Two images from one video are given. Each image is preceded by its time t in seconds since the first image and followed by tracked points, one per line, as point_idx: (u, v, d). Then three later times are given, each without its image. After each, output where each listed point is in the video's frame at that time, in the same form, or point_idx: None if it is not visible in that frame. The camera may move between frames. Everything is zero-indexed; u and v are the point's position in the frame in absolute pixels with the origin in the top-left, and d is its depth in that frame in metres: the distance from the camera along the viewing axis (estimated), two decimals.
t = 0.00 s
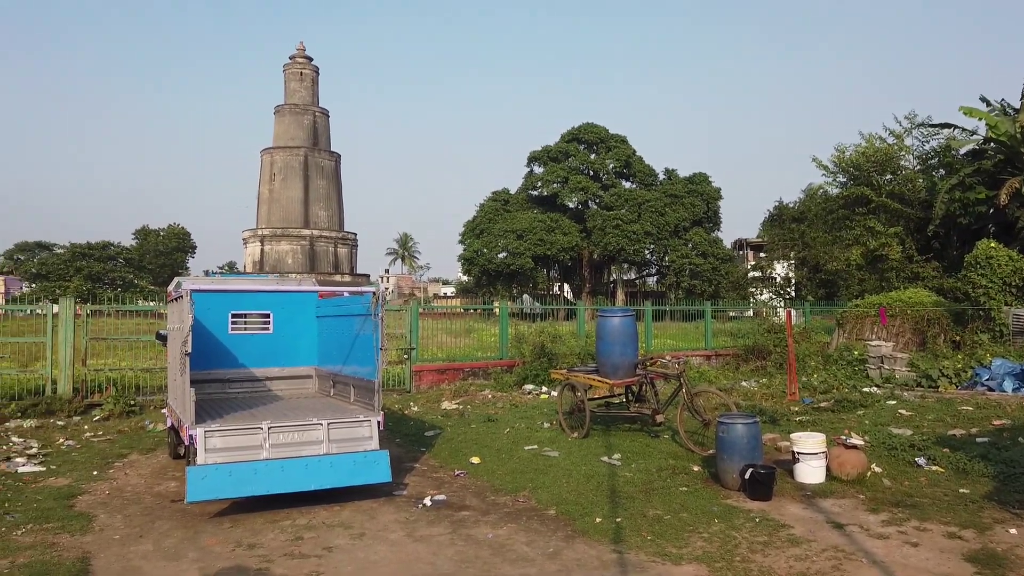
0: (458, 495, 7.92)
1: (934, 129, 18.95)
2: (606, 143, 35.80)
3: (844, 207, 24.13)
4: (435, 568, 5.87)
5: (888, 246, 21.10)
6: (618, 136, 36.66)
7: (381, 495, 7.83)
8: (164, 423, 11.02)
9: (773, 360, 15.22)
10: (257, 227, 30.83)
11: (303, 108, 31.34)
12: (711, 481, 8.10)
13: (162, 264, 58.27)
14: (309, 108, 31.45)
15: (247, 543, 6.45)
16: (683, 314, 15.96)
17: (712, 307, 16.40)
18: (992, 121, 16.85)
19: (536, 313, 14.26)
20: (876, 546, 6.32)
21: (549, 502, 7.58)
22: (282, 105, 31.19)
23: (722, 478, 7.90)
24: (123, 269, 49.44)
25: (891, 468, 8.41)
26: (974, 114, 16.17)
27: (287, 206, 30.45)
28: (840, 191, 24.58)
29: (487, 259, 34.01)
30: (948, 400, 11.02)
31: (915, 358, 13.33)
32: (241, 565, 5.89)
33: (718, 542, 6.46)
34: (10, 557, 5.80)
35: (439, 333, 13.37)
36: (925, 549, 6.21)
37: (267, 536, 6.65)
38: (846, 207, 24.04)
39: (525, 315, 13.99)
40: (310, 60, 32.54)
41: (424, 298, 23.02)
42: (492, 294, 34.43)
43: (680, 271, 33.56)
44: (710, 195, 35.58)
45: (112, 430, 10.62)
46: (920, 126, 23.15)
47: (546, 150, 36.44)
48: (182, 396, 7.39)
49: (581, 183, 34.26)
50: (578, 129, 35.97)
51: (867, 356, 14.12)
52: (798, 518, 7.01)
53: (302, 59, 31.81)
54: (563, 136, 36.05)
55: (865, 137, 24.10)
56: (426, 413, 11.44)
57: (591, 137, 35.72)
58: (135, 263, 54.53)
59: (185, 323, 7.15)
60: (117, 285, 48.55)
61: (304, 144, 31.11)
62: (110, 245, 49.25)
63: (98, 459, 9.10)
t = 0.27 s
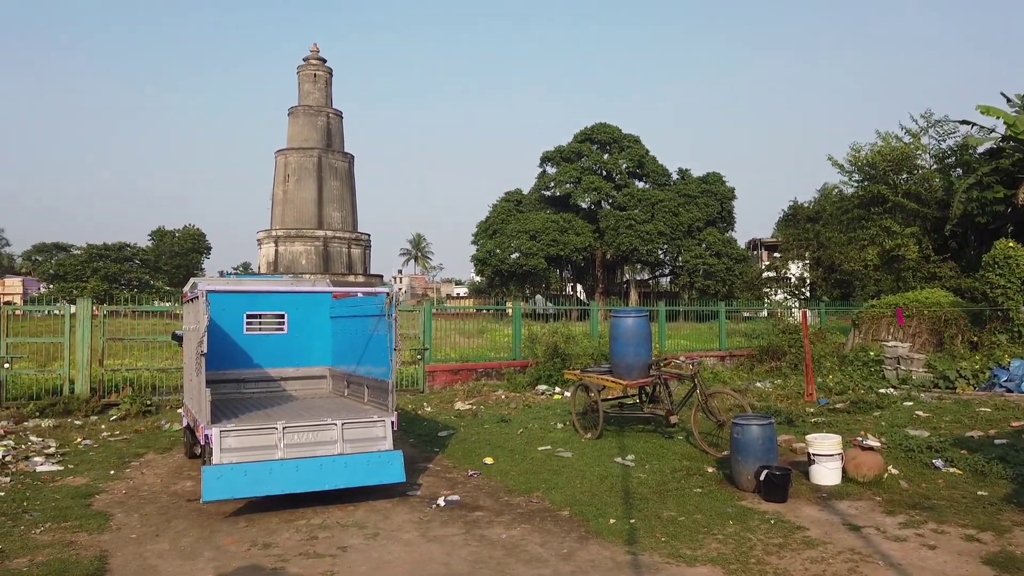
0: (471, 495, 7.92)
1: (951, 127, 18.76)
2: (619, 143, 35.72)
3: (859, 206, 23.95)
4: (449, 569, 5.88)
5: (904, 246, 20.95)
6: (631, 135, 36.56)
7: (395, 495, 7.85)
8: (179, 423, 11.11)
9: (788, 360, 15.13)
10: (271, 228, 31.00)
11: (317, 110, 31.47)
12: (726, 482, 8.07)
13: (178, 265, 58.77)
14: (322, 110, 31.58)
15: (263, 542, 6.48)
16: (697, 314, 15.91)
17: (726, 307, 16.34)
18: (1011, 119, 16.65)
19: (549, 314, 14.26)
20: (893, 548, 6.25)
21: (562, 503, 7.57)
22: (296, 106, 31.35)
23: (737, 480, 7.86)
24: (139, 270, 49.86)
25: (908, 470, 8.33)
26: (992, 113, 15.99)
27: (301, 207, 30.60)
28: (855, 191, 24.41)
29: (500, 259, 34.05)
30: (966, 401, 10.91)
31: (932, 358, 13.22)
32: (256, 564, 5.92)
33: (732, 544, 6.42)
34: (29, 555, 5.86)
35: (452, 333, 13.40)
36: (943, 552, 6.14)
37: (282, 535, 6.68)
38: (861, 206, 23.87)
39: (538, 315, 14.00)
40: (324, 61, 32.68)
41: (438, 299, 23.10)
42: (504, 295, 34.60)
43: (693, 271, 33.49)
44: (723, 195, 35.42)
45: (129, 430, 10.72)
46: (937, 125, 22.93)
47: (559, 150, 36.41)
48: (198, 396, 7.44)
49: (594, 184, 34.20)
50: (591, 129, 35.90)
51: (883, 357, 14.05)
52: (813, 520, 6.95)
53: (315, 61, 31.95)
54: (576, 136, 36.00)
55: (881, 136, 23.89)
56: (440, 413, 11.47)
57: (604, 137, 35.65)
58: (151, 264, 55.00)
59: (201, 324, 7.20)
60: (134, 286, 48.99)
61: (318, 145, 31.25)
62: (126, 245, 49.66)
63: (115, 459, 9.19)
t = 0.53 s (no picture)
0: (485, 495, 7.92)
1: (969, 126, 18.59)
2: (632, 143, 35.63)
3: (875, 205, 23.76)
4: (463, 569, 5.88)
5: (921, 246, 20.73)
6: (644, 135, 36.47)
7: (409, 496, 7.87)
8: (195, 422, 11.20)
9: (803, 361, 15.00)
10: (285, 228, 31.17)
11: (331, 111, 31.62)
12: (741, 484, 8.03)
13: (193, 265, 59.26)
14: (336, 111, 31.72)
15: (277, 542, 6.51)
16: (711, 315, 15.86)
17: (740, 308, 16.28)
18: None
19: (562, 314, 14.26)
20: (910, 551, 6.19)
21: (576, 504, 7.56)
22: (310, 108, 31.50)
23: (752, 481, 7.82)
24: (155, 271, 50.29)
25: (924, 472, 8.26)
26: (1010, 111, 15.82)
27: (315, 208, 30.75)
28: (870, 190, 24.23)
29: (513, 259, 34.10)
30: (984, 403, 10.80)
31: (949, 359, 13.10)
32: (271, 564, 5.95)
33: (747, 546, 6.38)
34: (48, 553, 5.92)
35: (466, 334, 13.43)
36: (961, 555, 6.07)
37: (296, 535, 6.71)
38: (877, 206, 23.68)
39: (551, 316, 14.02)
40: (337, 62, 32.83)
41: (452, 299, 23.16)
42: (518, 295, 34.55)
43: (707, 271, 33.40)
44: (738, 195, 35.24)
45: (146, 429, 10.81)
46: (954, 124, 22.71)
47: (572, 150, 36.36)
48: (214, 396, 7.49)
49: (607, 184, 34.14)
50: (604, 129, 35.84)
51: (899, 358, 13.95)
52: (829, 522, 6.90)
53: (329, 62, 32.10)
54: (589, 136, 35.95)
55: (898, 135, 23.69)
56: (453, 413, 11.49)
57: (617, 137, 35.57)
58: (166, 265, 55.48)
59: (216, 324, 7.25)
60: (150, 287, 49.42)
61: (331, 146, 31.39)
62: (142, 247, 50.04)
63: (132, 458, 9.28)
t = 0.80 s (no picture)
0: (498, 496, 7.93)
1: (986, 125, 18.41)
2: (645, 142, 35.54)
3: (890, 205, 23.58)
4: (476, 569, 5.89)
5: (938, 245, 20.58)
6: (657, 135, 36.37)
7: (422, 496, 7.89)
8: (210, 422, 11.28)
9: (818, 362, 14.89)
10: (298, 229, 31.33)
11: (344, 112, 31.75)
12: (755, 485, 7.99)
13: (208, 266, 59.73)
14: (349, 112, 31.86)
15: (292, 541, 6.54)
16: (724, 315, 15.79)
17: (755, 308, 16.20)
18: None
19: (575, 314, 14.25)
20: (927, 553, 6.13)
21: (589, 505, 7.54)
22: (323, 109, 31.65)
23: (766, 482, 7.78)
24: (170, 272, 50.69)
25: (941, 473, 8.18)
26: None
27: (328, 209, 30.88)
28: (886, 189, 24.04)
29: (525, 260, 34.12)
30: (1002, 404, 10.68)
31: (966, 359, 12.97)
32: (285, 563, 5.98)
33: (762, 547, 6.34)
34: (65, 552, 5.98)
35: (478, 334, 13.45)
36: (978, 557, 6.00)
37: (310, 534, 6.74)
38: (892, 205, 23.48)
39: (564, 316, 14.01)
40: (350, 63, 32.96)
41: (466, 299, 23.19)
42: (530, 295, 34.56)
43: (720, 271, 33.28)
44: (751, 194, 35.08)
45: (161, 429, 10.90)
46: (971, 122, 22.48)
47: (584, 150, 36.30)
48: (229, 396, 7.54)
49: (619, 184, 34.07)
50: (617, 128, 35.77)
51: (916, 359, 13.82)
52: (845, 523, 6.85)
53: (342, 63, 32.24)
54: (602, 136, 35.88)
55: (914, 134, 23.48)
56: (466, 414, 11.51)
57: (630, 137, 35.49)
58: (182, 266, 55.92)
59: (231, 324, 7.30)
60: (166, 287, 49.82)
61: (344, 148, 31.52)
62: (158, 247, 50.38)
63: (148, 458, 9.35)
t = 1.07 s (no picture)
0: (510, 496, 7.93)
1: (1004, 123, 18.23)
2: (657, 142, 35.45)
3: (905, 204, 23.40)
4: (489, 569, 5.89)
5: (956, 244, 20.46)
6: (670, 134, 36.26)
7: (435, 495, 7.90)
8: (224, 422, 11.36)
9: (833, 362, 14.78)
10: (312, 230, 31.46)
11: (356, 113, 31.89)
12: (769, 486, 7.94)
13: (222, 267, 60.17)
14: (361, 113, 31.97)
15: (305, 540, 6.57)
16: (738, 315, 15.72)
17: (768, 308, 16.12)
18: None
19: (587, 314, 14.24)
20: (944, 555, 6.06)
21: (602, 505, 7.52)
22: (336, 110, 31.78)
23: (780, 483, 7.73)
24: (185, 272, 51.05)
25: (958, 475, 8.10)
26: None
27: (341, 210, 31.00)
28: (901, 188, 23.83)
29: (537, 260, 34.09)
30: (1020, 404, 10.56)
31: (983, 360, 12.83)
32: (299, 562, 6.00)
33: (776, 549, 6.30)
34: (82, 550, 6.04)
35: (491, 334, 13.47)
36: (996, 559, 5.93)
37: (324, 534, 6.76)
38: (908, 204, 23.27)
39: (576, 316, 14.00)
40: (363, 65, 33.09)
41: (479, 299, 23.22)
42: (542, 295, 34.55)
43: (734, 271, 33.14)
44: (765, 194, 34.90)
45: (176, 429, 10.98)
46: (988, 120, 22.25)
47: (597, 150, 36.23)
48: (243, 396, 7.59)
49: (632, 183, 33.99)
50: (629, 128, 35.68)
51: (932, 359, 13.69)
52: (860, 525, 6.79)
53: (354, 65, 32.37)
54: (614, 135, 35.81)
55: (929, 132, 23.27)
56: (479, 414, 11.52)
57: (642, 137, 35.40)
58: (196, 266, 56.34)
59: (245, 324, 7.34)
60: (180, 288, 50.22)
61: (357, 148, 31.64)
62: (172, 248, 50.70)
63: (163, 457, 9.43)
